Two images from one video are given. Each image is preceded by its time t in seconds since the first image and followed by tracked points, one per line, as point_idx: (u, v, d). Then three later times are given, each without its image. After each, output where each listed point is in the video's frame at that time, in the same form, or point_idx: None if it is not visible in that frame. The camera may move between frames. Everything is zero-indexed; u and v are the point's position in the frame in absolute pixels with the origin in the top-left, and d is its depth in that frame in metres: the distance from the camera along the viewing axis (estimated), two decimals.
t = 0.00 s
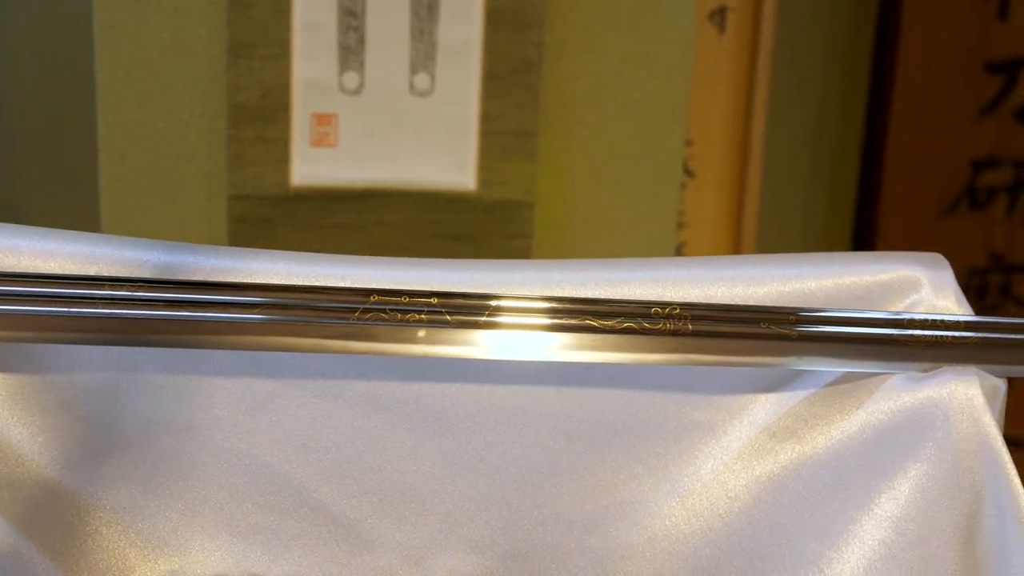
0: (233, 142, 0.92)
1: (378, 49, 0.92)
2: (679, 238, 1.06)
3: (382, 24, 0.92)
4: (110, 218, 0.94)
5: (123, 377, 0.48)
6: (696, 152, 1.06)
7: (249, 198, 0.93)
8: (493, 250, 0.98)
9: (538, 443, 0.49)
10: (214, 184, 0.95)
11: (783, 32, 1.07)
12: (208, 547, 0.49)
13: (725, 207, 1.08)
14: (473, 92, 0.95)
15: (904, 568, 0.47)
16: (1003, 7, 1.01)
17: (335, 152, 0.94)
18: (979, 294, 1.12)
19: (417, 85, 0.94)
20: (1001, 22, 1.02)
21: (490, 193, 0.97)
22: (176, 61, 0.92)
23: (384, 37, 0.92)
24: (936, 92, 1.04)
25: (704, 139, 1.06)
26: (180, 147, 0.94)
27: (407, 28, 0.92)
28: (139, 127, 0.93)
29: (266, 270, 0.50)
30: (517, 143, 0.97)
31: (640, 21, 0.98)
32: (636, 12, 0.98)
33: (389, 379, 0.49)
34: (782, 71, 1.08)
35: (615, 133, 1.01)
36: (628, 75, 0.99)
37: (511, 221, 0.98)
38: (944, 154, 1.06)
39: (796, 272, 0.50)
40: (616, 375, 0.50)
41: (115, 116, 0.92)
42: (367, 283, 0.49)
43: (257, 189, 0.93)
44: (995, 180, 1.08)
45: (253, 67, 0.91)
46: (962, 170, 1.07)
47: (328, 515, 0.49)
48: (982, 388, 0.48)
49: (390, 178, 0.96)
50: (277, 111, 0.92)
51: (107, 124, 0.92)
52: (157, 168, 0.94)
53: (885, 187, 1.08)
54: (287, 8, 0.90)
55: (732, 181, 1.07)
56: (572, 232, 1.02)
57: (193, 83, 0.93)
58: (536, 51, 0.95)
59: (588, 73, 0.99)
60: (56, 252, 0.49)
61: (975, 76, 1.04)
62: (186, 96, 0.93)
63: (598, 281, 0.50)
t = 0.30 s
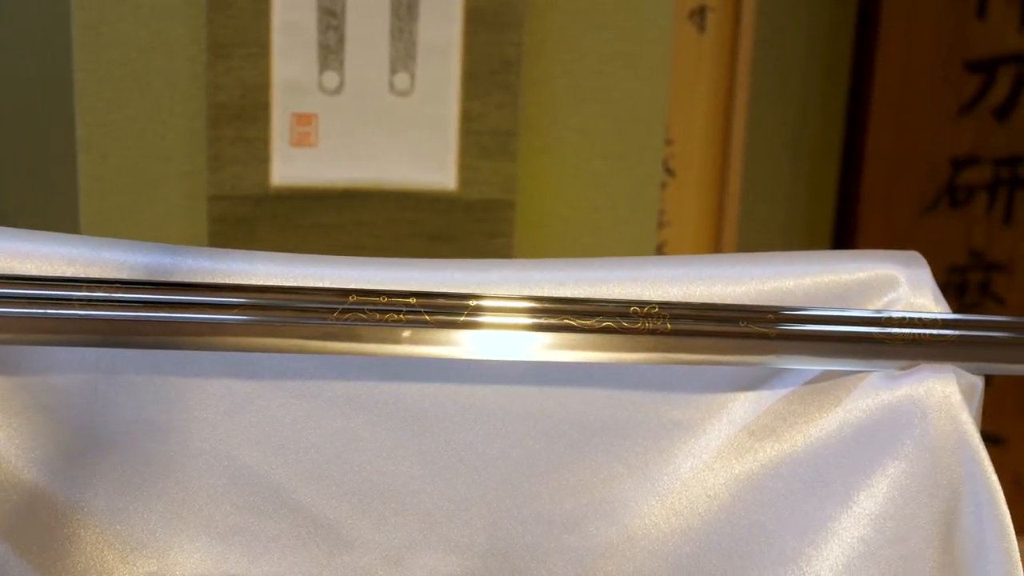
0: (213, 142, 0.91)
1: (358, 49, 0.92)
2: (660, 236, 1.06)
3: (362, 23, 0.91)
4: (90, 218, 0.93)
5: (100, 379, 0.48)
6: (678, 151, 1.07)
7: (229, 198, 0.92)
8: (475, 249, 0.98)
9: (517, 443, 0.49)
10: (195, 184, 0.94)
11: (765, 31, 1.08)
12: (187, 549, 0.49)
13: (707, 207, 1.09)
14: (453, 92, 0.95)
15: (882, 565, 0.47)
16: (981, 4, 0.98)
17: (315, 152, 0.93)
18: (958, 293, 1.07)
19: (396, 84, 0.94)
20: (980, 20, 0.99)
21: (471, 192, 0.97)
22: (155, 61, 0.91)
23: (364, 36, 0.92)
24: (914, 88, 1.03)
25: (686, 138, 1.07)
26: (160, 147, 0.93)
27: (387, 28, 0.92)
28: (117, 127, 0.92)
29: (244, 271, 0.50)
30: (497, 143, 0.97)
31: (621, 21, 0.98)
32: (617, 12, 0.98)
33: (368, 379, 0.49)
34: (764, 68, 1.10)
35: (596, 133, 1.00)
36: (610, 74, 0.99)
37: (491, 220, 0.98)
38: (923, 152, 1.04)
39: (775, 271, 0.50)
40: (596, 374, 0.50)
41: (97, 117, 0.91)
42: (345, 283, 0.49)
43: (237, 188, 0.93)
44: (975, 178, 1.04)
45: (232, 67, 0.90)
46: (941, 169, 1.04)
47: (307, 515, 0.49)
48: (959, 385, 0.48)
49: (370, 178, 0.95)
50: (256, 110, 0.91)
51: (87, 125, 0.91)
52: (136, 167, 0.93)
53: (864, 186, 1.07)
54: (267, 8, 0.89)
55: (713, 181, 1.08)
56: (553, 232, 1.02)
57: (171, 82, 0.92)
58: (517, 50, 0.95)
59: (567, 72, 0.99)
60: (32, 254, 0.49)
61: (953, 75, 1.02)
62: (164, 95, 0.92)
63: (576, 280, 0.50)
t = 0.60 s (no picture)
0: (193, 142, 0.91)
1: (338, 49, 0.92)
2: (642, 235, 1.07)
3: (343, 23, 0.91)
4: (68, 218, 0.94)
5: (79, 380, 0.48)
6: (659, 150, 1.06)
7: (209, 198, 0.92)
8: (457, 249, 0.99)
9: (498, 442, 0.49)
10: (174, 184, 0.95)
11: (747, 30, 1.08)
12: (166, 550, 0.48)
13: (687, 206, 1.08)
14: (433, 91, 0.95)
15: (861, 562, 0.47)
16: (959, 3, 0.99)
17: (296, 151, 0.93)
18: (940, 291, 1.10)
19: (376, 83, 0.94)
20: (958, 20, 1.00)
21: (451, 192, 0.98)
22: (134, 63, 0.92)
23: (344, 35, 0.92)
24: (894, 84, 1.02)
25: (664, 136, 1.06)
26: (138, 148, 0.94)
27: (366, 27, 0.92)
28: (97, 127, 0.92)
29: (222, 272, 0.50)
30: (476, 143, 0.97)
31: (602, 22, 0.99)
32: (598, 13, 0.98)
33: (348, 380, 0.49)
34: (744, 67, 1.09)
35: (578, 133, 1.02)
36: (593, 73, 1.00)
37: (473, 219, 0.99)
38: (905, 149, 1.04)
39: (754, 270, 0.50)
40: (576, 372, 0.50)
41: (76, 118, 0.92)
42: (324, 283, 0.49)
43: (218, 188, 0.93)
44: (955, 176, 1.05)
45: (211, 66, 0.90)
46: (923, 166, 1.04)
47: (287, 516, 0.49)
48: (936, 382, 0.48)
49: (351, 178, 0.95)
50: (236, 110, 0.91)
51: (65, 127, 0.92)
52: (116, 167, 0.93)
53: (845, 180, 1.05)
54: (246, 7, 0.89)
55: (694, 180, 1.08)
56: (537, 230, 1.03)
57: (151, 82, 0.92)
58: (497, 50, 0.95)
59: (547, 72, 1.00)
60: (10, 254, 0.48)
61: (934, 73, 1.02)
62: (144, 96, 0.92)
63: (556, 279, 0.50)
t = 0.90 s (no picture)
0: (172, 143, 0.91)
1: (316, 49, 0.92)
2: (620, 235, 1.06)
3: (320, 23, 0.91)
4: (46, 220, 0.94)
5: (54, 382, 0.48)
6: (640, 149, 1.06)
7: (189, 198, 0.92)
8: (436, 249, 0.99)
9: (477, 441, 0.50)
10: (152, 185, 0.95)
11: (728, 31, 1.08)
12: (144, 553, 0.48)
13: (667, 204, 1.08)
14: (411, 92, 0.95)
15: (838, 561, 0.47)
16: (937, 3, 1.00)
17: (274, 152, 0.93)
18: (919, 289, 1.10)
19: (354, 83, 0.93)
20: (936, 18, 1.00)
21: (430, 192, 0.98)
22: (112, 65, 0.92)
23: (321, 35, 0.91)
24: (872, 87, 1.03)
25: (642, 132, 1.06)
26: (115, 150, 0.94)
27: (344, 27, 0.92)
28: (73, 128, 0.92)
29: (199, 273, 0.50)
30: (456, 143, 0.97)
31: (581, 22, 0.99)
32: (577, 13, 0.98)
33: (325, 380, 0.49)
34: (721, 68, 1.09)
35: (558, 133, 1.01)
36: (574, 73, 1.00)
37: (451, 218, 0.98)
38: (884, 149, 1.05)
39: (731, 268, 0.50)
40: (554, 372, 0.50)
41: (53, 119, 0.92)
42: (302, 284, 0.50)
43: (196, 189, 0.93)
44: (933, 175, 1.05)
45: (189, 67, 0.90)
46: (901, 165, 1.05)
47: (265, 517, 0.49)
48: (913, 380, 0.49)
49: (330, 177, 0.95)
50: (214, 111, 0.91)
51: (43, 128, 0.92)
52: (93, 169, 0.94)
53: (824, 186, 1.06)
54: (223, 8, 0.89)
55: (675, 180, 1.08)
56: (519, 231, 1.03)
57: (127, 82, 0.93)
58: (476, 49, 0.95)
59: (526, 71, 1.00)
60: None
61: (912, 72, 1.02)
62: (122, 97, 0.93)
63: (532, 280, 0.50)
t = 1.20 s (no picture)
0: (148, 144, 0.91)
1: (292, 49, 0.92)
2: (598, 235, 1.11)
3: (295, 23, 0.91)
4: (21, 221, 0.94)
5: (28, 384, 0.48)
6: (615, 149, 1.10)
7: (164, 199, 0.92)
8: (413, 249, 0.98)
9: (454, 441, 0.50)
10: (127, 184, 0.95)
11: (702, 32, 1.11)
12: (119, 556, 0.48)
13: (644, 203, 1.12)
14: (389, 92, 0.95)
15: (812, 558, 0.47)
16: (913, 2, 1.01)
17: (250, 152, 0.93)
18: (896, 287, 1.10)
19: (331, 83, 0.94)
20: (912, 18, 1.01)
21: (408, 192, 0.97)
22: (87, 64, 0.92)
23: (298, 35, 0.91)
24: (847, 87, 1.03)
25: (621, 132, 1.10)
26: (90, 150, 0.94)
27: (320, 27, 0.92)
28: (48, 128, 0.92)
29: (173, 274, 0.49)
30: (434, 143, 0.97)
31: (559, 22, 0.99)
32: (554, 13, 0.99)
33: (300, 381, 0.49)
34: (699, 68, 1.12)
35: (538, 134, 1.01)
36: (552, 73, 1.00)
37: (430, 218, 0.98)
38: (859, 148, 1.05)
39: (707, 267, 0.51)
40: (530, 371, 0.50)
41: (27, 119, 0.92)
42: (278, 285, 0.50)
43: (172, 189, 0.93)
44: (909, 173, 1.06)
45: (164, 67, 0.90)
46: (878, 163, 1.05)
47: (241, 519, 0.49)
48: (888, 378, 0.49)
49: (308, 177, 0.95)
50: (190, 111, 0.91)
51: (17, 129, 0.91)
52: (68, 169, 0.93)
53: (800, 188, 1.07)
54: (198, 8, 0.89)
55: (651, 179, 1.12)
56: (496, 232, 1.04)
57: (103, 82, 0.93)
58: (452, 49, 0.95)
59: (504, 72, 1.00)
60: None
61: (888, 72, 1.03)
62: (97, 96, 0.93)
63: (508, 280, 0.50)
